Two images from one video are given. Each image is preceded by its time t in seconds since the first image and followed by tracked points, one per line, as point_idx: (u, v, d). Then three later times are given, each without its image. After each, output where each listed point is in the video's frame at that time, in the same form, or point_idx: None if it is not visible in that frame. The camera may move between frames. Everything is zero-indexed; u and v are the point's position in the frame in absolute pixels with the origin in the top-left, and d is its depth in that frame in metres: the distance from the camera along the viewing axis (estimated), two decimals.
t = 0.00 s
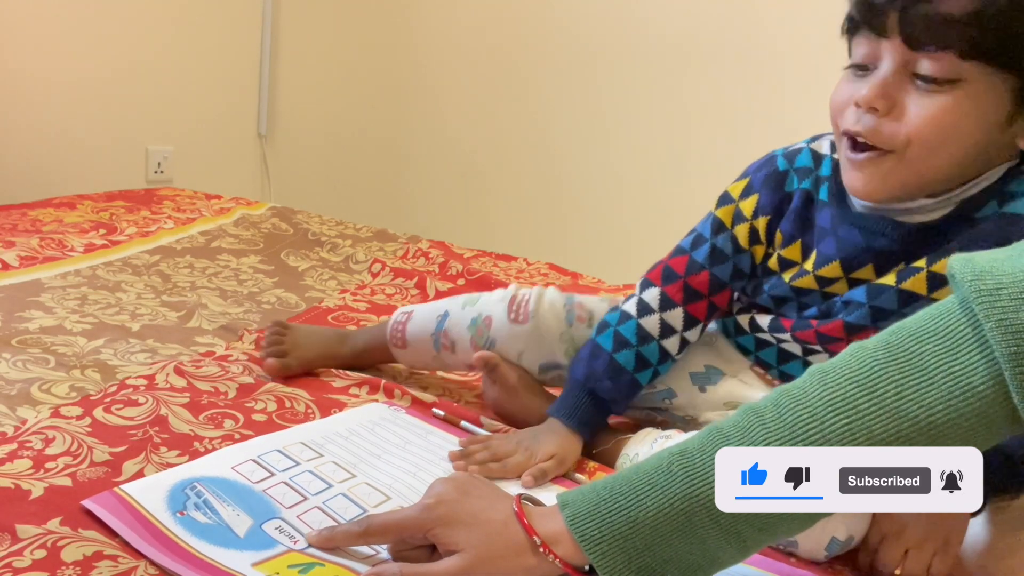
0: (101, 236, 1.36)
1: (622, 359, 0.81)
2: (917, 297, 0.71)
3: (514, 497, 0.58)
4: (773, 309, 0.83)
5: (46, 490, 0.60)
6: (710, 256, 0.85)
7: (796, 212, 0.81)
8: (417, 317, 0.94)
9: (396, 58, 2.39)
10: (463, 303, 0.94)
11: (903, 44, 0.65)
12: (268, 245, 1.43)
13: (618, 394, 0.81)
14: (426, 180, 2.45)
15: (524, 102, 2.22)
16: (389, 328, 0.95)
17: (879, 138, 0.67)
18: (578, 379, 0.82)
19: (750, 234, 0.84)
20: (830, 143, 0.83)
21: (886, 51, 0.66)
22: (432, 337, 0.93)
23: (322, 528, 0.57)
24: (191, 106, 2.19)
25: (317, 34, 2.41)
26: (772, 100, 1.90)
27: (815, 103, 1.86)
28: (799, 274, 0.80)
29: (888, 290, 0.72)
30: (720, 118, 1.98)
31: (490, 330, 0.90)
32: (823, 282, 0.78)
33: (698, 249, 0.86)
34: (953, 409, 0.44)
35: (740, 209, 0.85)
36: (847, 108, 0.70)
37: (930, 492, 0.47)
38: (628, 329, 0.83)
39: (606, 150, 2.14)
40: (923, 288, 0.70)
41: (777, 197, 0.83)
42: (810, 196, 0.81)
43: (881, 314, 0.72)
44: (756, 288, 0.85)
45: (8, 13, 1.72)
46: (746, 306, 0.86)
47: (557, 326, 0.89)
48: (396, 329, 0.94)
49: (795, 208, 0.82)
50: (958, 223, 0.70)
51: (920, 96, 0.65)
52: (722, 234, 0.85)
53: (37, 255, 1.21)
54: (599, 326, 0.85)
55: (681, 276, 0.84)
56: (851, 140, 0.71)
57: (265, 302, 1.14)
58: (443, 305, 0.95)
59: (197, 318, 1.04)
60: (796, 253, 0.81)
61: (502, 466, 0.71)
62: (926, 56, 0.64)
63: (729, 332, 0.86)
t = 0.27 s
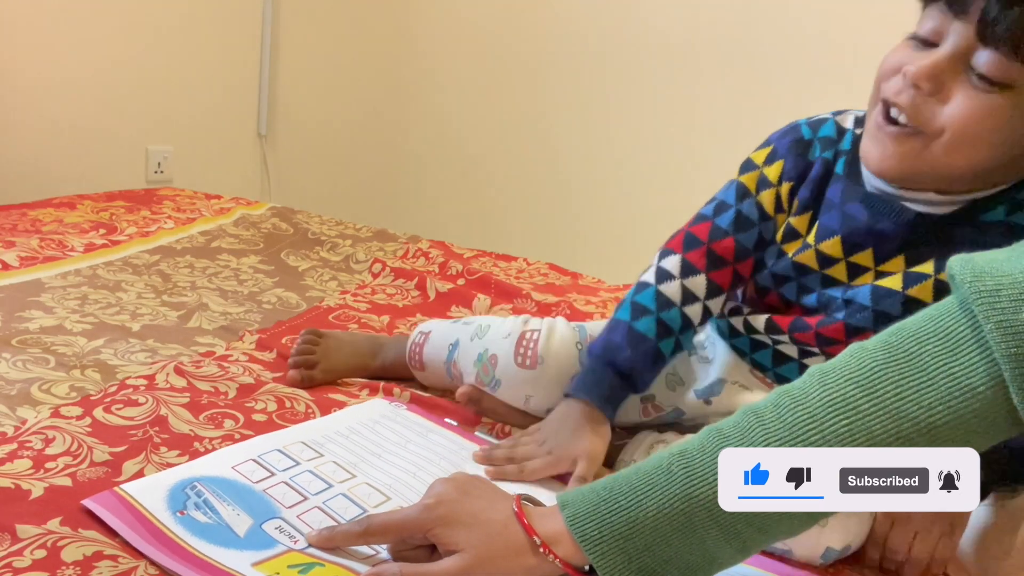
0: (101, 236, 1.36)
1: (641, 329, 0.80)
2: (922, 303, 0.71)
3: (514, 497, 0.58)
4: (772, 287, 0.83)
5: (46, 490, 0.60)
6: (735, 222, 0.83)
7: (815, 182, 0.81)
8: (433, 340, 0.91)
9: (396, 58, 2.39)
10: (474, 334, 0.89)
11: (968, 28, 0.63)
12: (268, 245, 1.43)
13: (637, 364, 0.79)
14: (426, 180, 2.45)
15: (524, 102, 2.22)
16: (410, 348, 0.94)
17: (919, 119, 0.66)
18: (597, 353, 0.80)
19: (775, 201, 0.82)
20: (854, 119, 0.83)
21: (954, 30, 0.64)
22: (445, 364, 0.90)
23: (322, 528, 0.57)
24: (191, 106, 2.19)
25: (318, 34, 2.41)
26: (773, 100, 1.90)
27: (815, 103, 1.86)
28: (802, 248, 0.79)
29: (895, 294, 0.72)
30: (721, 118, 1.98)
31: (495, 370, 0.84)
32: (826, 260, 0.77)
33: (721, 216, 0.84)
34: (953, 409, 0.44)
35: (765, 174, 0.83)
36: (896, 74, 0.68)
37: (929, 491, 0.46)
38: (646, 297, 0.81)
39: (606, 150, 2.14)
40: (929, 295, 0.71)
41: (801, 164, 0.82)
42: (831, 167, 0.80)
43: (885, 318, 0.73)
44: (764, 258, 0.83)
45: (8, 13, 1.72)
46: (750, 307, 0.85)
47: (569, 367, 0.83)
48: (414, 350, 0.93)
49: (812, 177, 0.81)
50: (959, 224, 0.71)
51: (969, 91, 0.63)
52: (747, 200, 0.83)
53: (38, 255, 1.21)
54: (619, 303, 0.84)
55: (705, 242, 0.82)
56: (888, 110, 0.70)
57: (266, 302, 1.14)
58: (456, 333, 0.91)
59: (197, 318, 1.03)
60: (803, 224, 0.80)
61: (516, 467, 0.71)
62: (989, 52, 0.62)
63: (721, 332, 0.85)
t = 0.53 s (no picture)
0: (100, 236, 1.36)
1: (646, 323, 0.80)
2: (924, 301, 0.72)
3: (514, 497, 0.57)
4: (774, 293, 0.83)
5: (46, 490, 0.60)
6: (732, 227, 0.84)
7: (816, 191, 0.83)
8: (433, 338, 0.92)
9: (396, 58, 2.38)
10: (474, 332, 0.89)
11: (958, 46, 0.67)
12: (268, 245, 1.43)
13: (643, 360, 0.79)
14: (425, 180, 2.44)
15: (524, 101, 2.22)
16: (409, 346, 0.94)
17: (921, 134, 0.70)
18: (604, 344, 0.78)
19: (773, 209, 0.85)
20: (853, 128, 0.86)
21: (945, 50, 0.68)
22: (445, 361, 0.90)
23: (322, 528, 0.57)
24: (190, 106, 2.19)
25: (317, 33, 2.41)
26: (772, 99, 1.90)
27: (815, 102, 1.86)
28: (804, 255, 0.81)
29: (896, 294, 0.72)
30: (721, 117, 1.97)
31: (495, 365, 0.84)
32: (829, 263, 0.78)
33: (718, 219, 0.85)
34: (953, 409, 0.44)
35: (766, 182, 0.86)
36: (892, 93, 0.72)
37: (918, 491, 0.47)
38: (649, 292, 0.82)
39: (607, 149, 2.14)
40: (931, 295, 0.71)
41: (801, 174, 0.85)
42: (831, 177, 0.83)
43: (887, 318, 0.73)
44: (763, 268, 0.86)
45: (7, 12, 1.72)
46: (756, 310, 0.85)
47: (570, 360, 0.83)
48: (414, 347, 0.93)
49: (814, 187, 0.83)
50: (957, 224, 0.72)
51: (965, 105, 0.67)
52: (746, 205, 0.85)
53: (37, 254, 1.21)
54: (618, 292, 0.84)
55: (702, 242, 0.84)
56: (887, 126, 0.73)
57: (266, 302, 1.14)
58: (456, 330, 0.90)
59: (198, 318, 1.04)
60: (806, 232, 0.82)
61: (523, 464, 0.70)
62: (981, 67, 0.66)
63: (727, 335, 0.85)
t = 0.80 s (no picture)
0: (100, 236, 1.36)
1: (635, 306, 0.81)
2: (907, 301, 0.71)
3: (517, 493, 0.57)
4: (762, 298, 0.83)
5: (46, 490, 0.60)
6: (710, 229, 0.87)
7: (795, 198, 0.83)
8: (430, 333, 0.91)
9: (396, 58, 2.38)
10: (470, 325, 0.89)
11: (896, 50, 0.66)
12: (268, 245, 1.43)
13: (637, 339, 0.80)
14: (426, 180, 2.44)
15: (525, 101, 2.22)
16: (405, 339, 0.93)
17: (881, 139, 0.69)
18: (599, 321, 0.79)
19: (750, 216, 0.86)
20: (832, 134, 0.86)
21: (887, 57, 0.67)
22: (441, 355, 0.90)
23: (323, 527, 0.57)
24: (191, 106, 2.19)
25: (317, 33, 2.41)
26: (773, 99, 1.90)
27: (815, 102, 1.86)
28: (789, 260, 0.81)
29: (878, 294, 0.72)
30: (721, 117, 1.97)
31: (493, 357, 0.85)
32: (812, 268, 0.79)
33: (698, 222, 0.88)
34: (954, 411, 0.44)
35: (745, 190, 0.87)
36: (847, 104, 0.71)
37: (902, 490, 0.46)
38: (636, 279, 0.84)
39: (607, 149, 2.14)
40: (913, 293, 0.71)
41: (779, 182, 0.86)
42: (809, 182, 0.83)
43: (872, 317, 0.72)
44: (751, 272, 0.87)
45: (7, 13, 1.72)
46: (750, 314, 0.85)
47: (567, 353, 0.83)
48: (411, 341, 0.92)
49: (793, 195, 0.84)
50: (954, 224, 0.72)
51: (915, 106, 0.66)
52: (724, 210, 0.87)
53: (38, 254, 1.21)
54: (605, 280, 0.86)
55: (680, 242, 0.87)
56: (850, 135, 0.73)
57: (266, 302, 1.14)
58: (452, 323, 0.91)
59: (197, 318, 1.03)
60: (790, 238, 0.82)
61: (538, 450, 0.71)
62: (923, 67, 0.65)
63: (722, 335, 0.85)
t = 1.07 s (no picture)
0: (100, 236, 1.36)
1: (639, 312, 0.81)
2: (909, 301, 0.71)
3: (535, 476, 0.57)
4: (764, 302, 0.83)
5: (46, 490, 0.60)
6: (713, 237, 0.87)
7: (796, 203, 0.83)
8: (429, 323, 0.91)
9: (396, 58, 2.38)
10: (473, 317, 0.88)
11: (895, 59, 0.66)
12: (268, 245, 1.43)
13: (638, 344, 0.79)
14: (426, 180, 2.44)
15: (524, 101, 2.22)
16: (403, 330, 0.92)
17: (878, 150, 0.69)
18: (602, 325, 0.79)
19: (752, 222, 0.86)
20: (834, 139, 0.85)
21: (885, 67, 0.67)
22: (441, 347, 0.89)
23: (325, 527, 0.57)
24: (191, 107, 2.19)
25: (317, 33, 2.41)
26: (773, 99, 1.90)
27: (814, 103, 1.86)
28: (793, 263, 0.81)
29: (881, 294, 0.72)
30: (721, 117, 1.97)
31: (496, 351, 0.84)
32: (815, 273, 0.78)
33: (700, 229, 0.88)
34: (962, 404, 0.46)
35: (746, 196, 0.87)
36: (846, 115, 0.71)
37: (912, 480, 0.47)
38: (640, 284, 0.84)
39: (606, 149, 2.14)
40: (916, 294, 0.71)
41: (780, 187, 0.85)
42: (811, 187, 0.83)
43: (875, 318, 0.72)
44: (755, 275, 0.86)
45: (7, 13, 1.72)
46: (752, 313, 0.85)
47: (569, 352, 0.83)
48: (409, 332, 0.92)
49: (794, 200, 0.84)
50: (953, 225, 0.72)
51: (914, 115, 0.67)
52: (726, 217, 0.87)
53: (37, 254, 1.21)
54: (608, 284, 0.85)
55: (683, 249, 0.87)
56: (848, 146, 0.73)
57: (266, 302, 1.14)
58: (453, 315, 0.90)
59: (197, 318, 1.03)
60: (793, 243, 0.82)
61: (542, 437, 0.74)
62: (922, 76, 0.65)
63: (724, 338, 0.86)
